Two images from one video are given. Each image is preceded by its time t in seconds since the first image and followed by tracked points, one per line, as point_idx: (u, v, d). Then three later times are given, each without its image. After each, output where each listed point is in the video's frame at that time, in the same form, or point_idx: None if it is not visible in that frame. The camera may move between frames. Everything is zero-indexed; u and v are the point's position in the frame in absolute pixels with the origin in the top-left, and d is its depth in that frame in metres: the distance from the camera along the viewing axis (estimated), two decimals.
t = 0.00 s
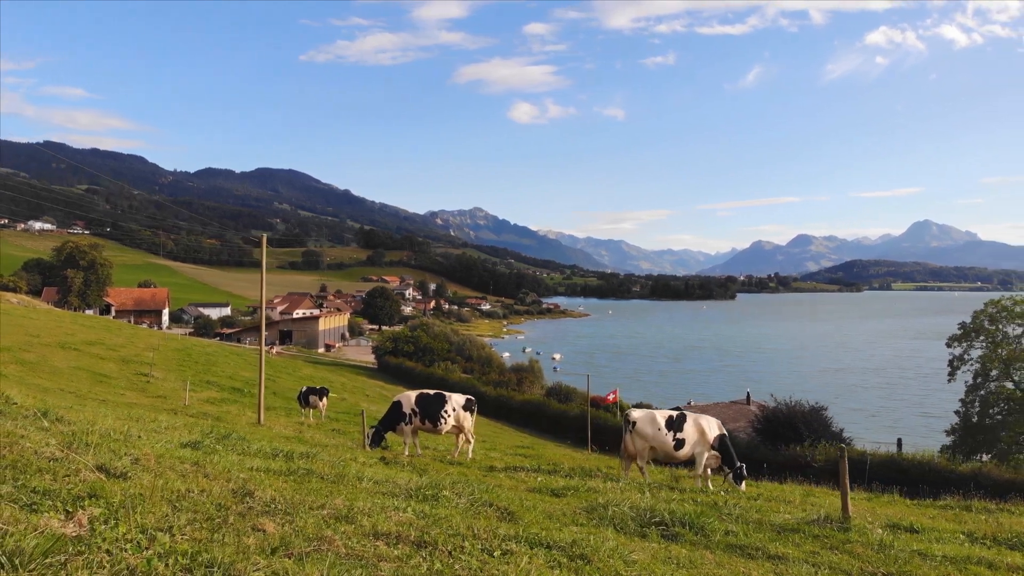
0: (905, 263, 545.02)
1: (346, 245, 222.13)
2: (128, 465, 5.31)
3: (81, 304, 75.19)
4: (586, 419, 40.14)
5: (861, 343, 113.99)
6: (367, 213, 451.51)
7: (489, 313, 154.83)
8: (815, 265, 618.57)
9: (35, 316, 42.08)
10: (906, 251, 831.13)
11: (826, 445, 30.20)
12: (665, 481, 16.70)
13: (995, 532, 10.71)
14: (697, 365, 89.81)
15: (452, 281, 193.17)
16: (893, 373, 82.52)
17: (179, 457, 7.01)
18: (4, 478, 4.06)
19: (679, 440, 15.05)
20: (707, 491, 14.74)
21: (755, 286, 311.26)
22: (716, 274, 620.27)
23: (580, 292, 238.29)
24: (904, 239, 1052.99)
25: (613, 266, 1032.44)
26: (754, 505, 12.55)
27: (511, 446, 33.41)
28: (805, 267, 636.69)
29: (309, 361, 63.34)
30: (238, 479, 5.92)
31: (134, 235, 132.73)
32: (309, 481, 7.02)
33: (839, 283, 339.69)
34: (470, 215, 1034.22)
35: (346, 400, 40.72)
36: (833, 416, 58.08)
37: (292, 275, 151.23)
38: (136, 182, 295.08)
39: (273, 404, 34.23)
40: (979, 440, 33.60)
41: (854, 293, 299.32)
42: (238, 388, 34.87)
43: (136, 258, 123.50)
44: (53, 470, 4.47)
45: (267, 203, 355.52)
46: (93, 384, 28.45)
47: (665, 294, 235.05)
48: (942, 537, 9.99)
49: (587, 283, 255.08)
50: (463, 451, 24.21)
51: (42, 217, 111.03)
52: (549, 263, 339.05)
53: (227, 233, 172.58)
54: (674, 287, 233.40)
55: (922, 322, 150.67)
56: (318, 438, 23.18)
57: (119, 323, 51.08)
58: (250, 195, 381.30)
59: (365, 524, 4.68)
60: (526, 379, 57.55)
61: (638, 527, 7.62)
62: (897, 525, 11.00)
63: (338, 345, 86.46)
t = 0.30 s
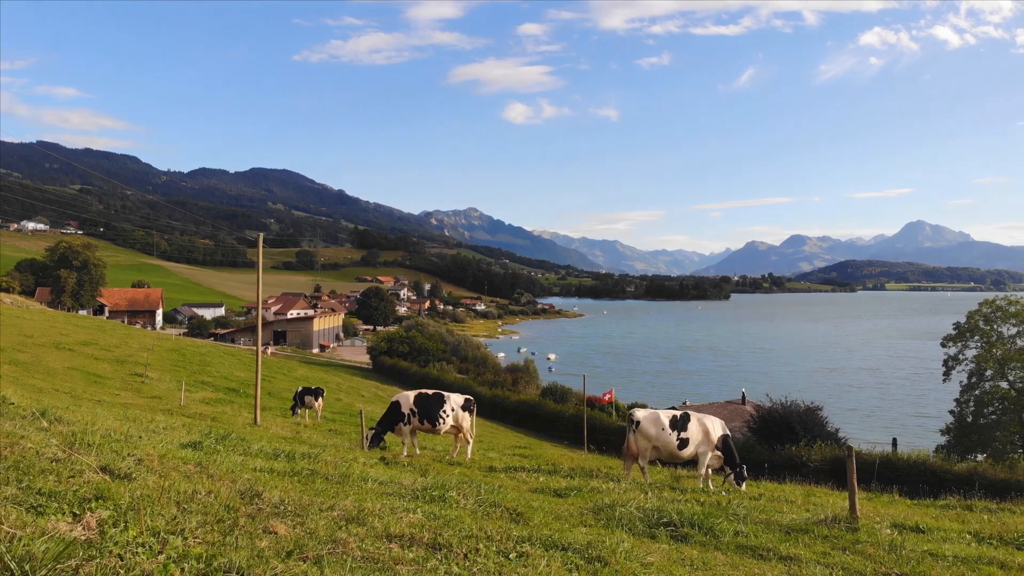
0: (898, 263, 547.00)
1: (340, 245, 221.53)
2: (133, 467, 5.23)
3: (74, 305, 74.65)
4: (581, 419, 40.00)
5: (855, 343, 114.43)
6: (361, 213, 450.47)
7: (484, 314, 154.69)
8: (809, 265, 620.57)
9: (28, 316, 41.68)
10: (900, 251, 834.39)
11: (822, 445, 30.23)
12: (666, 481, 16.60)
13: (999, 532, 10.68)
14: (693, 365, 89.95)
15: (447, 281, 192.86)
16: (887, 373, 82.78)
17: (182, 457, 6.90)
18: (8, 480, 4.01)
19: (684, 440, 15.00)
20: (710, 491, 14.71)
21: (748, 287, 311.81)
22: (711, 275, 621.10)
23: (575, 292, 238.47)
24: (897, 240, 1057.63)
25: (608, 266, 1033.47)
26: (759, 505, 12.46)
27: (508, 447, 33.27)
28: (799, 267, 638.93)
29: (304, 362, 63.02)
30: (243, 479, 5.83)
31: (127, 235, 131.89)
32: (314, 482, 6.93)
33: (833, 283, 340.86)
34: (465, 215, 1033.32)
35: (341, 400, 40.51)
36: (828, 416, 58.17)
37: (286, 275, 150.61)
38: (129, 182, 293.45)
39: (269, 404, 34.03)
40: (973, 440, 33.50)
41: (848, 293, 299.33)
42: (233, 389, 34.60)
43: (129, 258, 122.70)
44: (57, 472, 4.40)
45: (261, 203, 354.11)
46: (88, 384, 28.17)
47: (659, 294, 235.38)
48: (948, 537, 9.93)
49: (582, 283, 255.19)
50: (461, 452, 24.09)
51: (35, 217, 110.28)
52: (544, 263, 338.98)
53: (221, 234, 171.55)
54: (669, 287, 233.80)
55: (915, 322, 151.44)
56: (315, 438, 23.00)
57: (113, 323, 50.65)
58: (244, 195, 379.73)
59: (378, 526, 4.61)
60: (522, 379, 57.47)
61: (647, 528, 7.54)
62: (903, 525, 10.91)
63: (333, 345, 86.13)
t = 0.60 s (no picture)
0: (890, 263, 549.81)
1: (333, 246, 220.82)
2: (139, 468, 5.10)
3: (66, 305, 73.96)
4: (576, 419, 39.87)
5: (847, 343, 114.84)
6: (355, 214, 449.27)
7: (478, 314, 154.46)
8: (802, 265, 623.17)
9: (19, 317, 41.20)
10: (893, 252, 839.09)
11: (816, 445, 30.21)
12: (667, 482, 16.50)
13: (1004, 531, 10.69)
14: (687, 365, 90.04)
15: (441, 281, 192.51)
16: (880, 373, 83.11)
17: (187, 458, 6.78)
18: (11, 481, 3.93)
19: (688, 440, 14.96)
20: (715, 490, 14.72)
21: (741, 287, 312.65)
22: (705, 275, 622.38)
23: (568, 292, 238.68)
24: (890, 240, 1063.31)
25: (603, 266, 1034.67)
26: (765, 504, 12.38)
27: (505, 447, 33.10)
28: (792, 267, 641.91)
29: (298, 362, 62.68)
30: (247, 480, 5.66)
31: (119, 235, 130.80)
32: (320, 481, 6.82)
33: (825, 283, 342.26)
34: (460, 216, 1031.90)
35: (336, 401, 40.26)
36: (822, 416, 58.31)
37: (279, 275, 149.91)
38: (121, 182, 291.44)
39: (263, 404, 33.77)
40: (967, 440, 33.50)
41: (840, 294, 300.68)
42: (227, 390, 34.24)
43: (122, 258, 121.75)
44: (62, 472, 4.29)
45: (254, 203, 352.40)
46: (81, 385, 27.78)
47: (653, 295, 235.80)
48: (957, 536, 9.85)
49: (575, 284, 255.48)
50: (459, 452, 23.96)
51: (26, 217, 109.24)
52: (537, 264, 338.95)
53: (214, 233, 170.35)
54: (662, 287, 234.28)
55: (906, 322, 152.23)
56: (312, 439, 22.78)
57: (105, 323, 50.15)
58: (237, 194, 377.92)
59: (392, 527, 4.47)
60: (516, 379, 57.44)
61: (658, 529, 7.40)
62: (911, 523, 10.80)
63: (326, 346, 85.71)
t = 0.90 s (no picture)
0: (884, 263, 551.08)
1: (329, 246, 220.31)
2: (146, 468, 5.05)
3: (60, 305, 73.58)
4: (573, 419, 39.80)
5: (842, 343, 115.06)
6: (350, 214, 448.37)
7: (474, 314, 154.24)
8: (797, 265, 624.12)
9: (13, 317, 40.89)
10: (888, 252, 841.10)
11: (813, 445, 30.22)
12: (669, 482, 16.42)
13: (1011, 530, 10.63)
14: (683, 365, 90.09)
15: (437, 281, 192.23)
16: (875, 373, 83.29)
17: (193, 458, 6.72)
18: (18, 482, 3.91)
19: (690, 439, 14.92)
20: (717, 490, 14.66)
21: (736, 287, 312.78)
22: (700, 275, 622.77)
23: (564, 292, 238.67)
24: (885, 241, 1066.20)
25: (599, 266, 1035.08)
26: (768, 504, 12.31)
27: (503, 448, 32.97)
28: (787, 267, 642.80)
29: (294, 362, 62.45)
30: (253, 479, 5.61)
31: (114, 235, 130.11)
32: (326, 481, 6.73)
33: (820, 283, 342.89)
34: (456, 216, 1031.05)
35: (332, 401, 40.08)
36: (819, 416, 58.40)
37: (275, 275, 149.40)
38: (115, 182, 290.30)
39: (260, 404, 33.65)
40: (963, 439, 33.58)
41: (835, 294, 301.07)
42: (224, 390, 34.06)
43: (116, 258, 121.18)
44: (69, 473, 4.25)
45: (249, 203, 351.30)
46: (77, 385, 27.60)
47: (648, 295, 235.84)
48: (964, 535, 9.81)
49: (571, 284, 255.38)
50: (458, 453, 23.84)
51: (20, 217, 108.61)
52: (533, 264, 338.62)
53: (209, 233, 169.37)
54: (658, 288, 234.40)
55: (901, 322, 152.59)
56: (310, 439, 22.64)
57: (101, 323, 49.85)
58: (232, 195, 376.75)
59: (404, 527, 4.42)
60: (513, 380, 57.35)
61: (666, 529, 7.35)
62: (917, 523, 10.75)
63: (322, 346, 85.45)
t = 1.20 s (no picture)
0: (878, 263, 553.18)
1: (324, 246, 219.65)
2: (153, 470, 4.97)
3: (54, 305, 73.05)
4: (570, 419, 39.73)
5: (836, 343, 115.43)
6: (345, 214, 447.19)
7: (469, 315, 154.03)
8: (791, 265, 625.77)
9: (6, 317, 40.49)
10: (882, 253, 845.00)
11: (809, 445, 30.30)
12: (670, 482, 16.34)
13: (1016, 530, 10.61)
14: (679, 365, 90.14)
15: (432, 282, 191.87)
16: (870, 373, 83.56)
17: (199, 459, 6.62)
18: (28, 486, 3.88)
19: (693, 440, 14.85)
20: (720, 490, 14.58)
21: (730, 287, 313.18)
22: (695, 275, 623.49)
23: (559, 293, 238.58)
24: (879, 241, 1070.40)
25: (594, 267, 1035.77)
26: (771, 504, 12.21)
27: (501, 448, 32.86)
28: (781, 267, 644.42)
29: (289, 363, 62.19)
30: (262, 480, 5.54)
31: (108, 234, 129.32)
32: (335, 483, 6.61)
33: (814, 284, 343.56)
34: (452, 216, 1029.98)
35: (328, 402, 39.88)
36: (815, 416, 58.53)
37: (269, 275, 148.78)
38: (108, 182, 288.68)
39: (256, 405, 33.46)
40: (958, 439, 33.62)
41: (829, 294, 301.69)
42: (220, 391, 33.86)
43: (110, 257, 120.40)
44: (80, 476, 4.20)
45: (243, 203, 349.92)
46: (72, 386, 27.36)
47: (643, 295, 236.03)
48: (971, 537, 9.75)
49: (566, 284, 255.29)
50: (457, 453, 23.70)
51: (12, 216, 107.82)
52: (528, 264, 338.29)
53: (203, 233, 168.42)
54: (653, 288, 234.56)
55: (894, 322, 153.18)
56: (307, 439, 22.46)
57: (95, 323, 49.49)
58: (226, 194, 375.19)
59: (420, 527, 4.36)
60: (509, 380, 57.28)
61: (679, 531, 7.26)
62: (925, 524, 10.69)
63: (317, 346, 85.11)
